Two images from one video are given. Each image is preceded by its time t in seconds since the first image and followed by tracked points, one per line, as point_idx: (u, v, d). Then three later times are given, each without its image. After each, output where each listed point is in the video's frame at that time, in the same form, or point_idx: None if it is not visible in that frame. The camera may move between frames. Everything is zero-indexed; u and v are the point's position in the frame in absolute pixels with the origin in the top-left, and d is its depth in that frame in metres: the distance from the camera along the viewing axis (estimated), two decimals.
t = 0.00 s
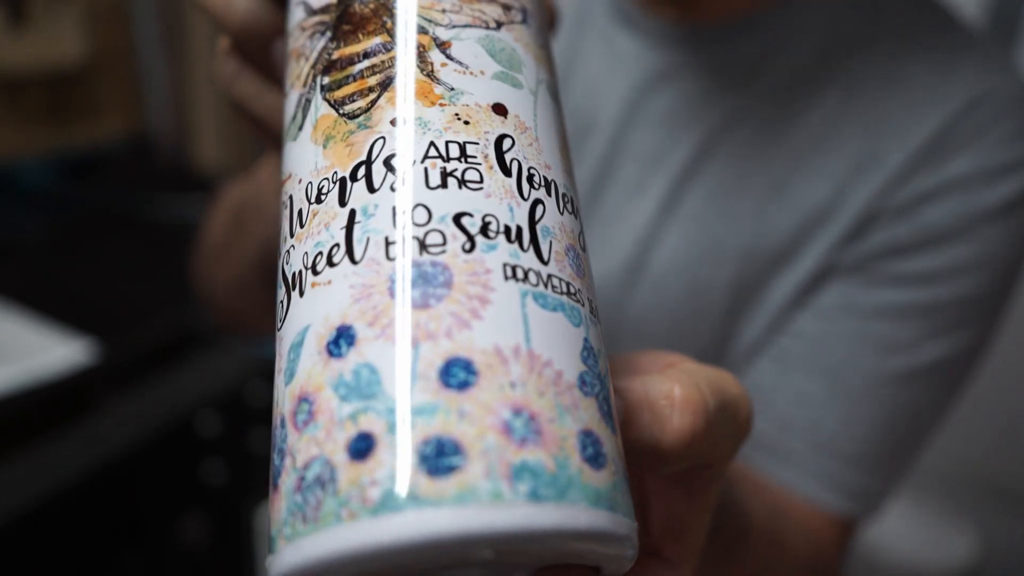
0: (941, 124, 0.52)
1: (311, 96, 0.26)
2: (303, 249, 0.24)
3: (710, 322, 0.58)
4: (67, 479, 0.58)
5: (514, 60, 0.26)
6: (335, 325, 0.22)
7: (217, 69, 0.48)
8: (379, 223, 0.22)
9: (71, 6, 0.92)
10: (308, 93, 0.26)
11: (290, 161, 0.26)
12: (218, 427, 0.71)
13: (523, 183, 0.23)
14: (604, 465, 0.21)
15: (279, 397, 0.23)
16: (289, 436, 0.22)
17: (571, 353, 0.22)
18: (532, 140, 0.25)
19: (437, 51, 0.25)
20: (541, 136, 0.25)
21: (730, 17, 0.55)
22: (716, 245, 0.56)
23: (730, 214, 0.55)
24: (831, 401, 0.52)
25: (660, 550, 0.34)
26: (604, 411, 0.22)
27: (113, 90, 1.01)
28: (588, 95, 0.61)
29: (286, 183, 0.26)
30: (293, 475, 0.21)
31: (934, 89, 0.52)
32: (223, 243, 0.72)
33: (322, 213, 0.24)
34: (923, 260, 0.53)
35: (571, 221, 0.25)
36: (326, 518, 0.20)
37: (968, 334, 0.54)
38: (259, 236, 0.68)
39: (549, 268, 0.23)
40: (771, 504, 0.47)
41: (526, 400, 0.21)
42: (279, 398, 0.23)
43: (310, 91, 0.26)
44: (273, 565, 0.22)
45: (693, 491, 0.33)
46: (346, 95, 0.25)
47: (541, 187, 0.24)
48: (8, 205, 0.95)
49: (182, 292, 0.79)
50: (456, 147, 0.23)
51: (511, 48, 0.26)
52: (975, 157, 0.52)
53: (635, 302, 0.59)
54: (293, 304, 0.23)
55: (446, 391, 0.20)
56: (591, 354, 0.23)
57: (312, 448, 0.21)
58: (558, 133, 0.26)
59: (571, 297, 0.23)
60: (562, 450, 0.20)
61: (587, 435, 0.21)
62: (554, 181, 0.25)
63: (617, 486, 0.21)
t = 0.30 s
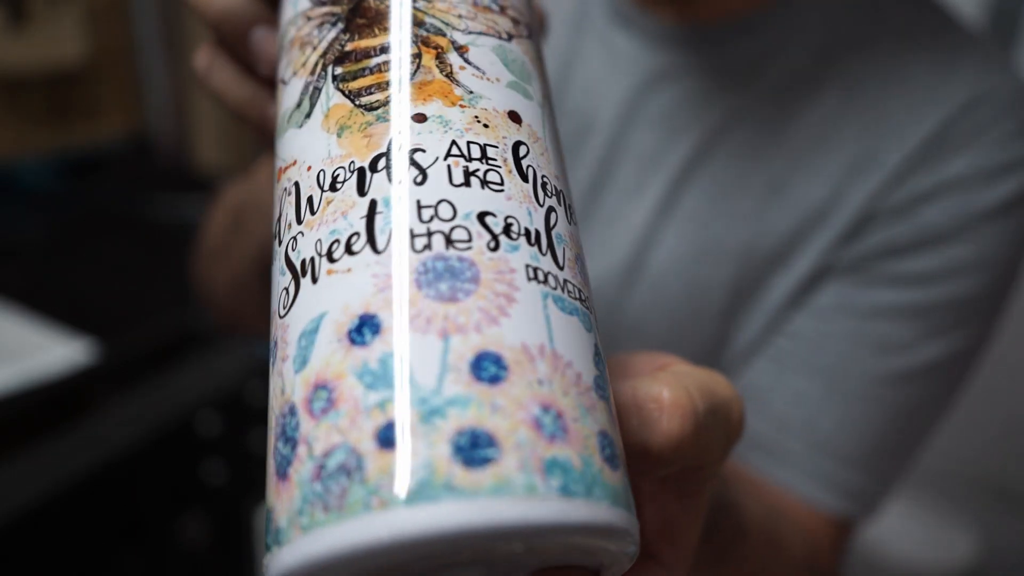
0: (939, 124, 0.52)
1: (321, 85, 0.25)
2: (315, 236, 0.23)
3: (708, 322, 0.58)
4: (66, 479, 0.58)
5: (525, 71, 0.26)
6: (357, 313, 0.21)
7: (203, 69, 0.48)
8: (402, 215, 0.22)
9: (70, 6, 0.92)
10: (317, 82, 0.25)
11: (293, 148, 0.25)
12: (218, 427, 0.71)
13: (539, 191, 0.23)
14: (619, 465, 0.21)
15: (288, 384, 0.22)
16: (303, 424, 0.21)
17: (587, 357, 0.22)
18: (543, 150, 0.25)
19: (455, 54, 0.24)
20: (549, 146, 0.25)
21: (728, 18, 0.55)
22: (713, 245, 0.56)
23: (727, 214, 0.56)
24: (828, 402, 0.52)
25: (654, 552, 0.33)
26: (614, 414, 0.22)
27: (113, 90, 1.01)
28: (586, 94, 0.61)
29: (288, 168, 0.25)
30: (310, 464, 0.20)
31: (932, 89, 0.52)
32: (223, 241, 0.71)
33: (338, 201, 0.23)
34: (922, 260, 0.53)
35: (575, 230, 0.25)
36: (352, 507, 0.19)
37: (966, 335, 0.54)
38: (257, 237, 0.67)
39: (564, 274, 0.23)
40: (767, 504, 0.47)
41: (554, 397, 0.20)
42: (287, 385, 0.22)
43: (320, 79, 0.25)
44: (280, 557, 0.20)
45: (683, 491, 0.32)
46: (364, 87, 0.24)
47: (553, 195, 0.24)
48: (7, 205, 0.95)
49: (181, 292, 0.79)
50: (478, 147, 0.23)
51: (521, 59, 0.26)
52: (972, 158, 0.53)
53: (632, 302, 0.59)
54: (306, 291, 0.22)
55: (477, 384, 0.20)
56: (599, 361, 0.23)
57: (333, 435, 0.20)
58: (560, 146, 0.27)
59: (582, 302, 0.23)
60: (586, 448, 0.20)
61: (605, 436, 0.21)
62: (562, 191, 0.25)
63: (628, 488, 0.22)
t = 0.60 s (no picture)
0: (936, 123, 0.52)
1: (331, 79, 0.24)
2: (324, 226, 0.22)
3: (705, 322, 0.58)
4: (67, 479, 0.60)
5: (528, 87, 0.26)
6: (372, 305, 0.21)
7: (195, 65, 0.47)
8: (418, 211, 0.22)
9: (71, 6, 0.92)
10: (325, 74, 0.24)
11: (296, 138, 0.24)
12: (218, 427, 0.72)
13: (544, 202, 0.24)
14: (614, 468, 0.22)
15: (292, 373, 0.21)
16: (311, 414, 0.20)
17: (588, 366, 0.22)
18: (544, 164, 0.25)
19: (467, 62, 0.24)
20: (548, 160, 0.26)
21: (727, 17, 0.55)
22: (711, 245, 0.56)
23: (725, 214, 0.56)
24: (825, 401, 0.52)
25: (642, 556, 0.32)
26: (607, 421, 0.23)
27: (112, 90, 1.01)
28: (586, 94, 0.61)
29: (290, 157, 0.24)
30: (320, 454, 0.20)
31: (929, 89, 0.52)
32: (221, 239, 0.70)
33: (349, 194, 0.22)
34: (919, 259, 0.53)
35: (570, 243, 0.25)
36: (368, 497, 0.19)
37: (963, 334, 0.54)
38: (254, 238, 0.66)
39: (567, 284, 0.23)
40: (763, 503, 0.47)
41: (563, 400, 0.21)
42: (291, 372, 0.21)
43: (329, 72, 0.24)
44: (283, 546, 0.20)
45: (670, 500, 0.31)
46: (378, 84, 0.24)
47: (554, 208, 0.24)
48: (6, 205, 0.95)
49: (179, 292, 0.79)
50: (490, 154, 0.23)
51: (524, 74, 0.26)
52: (968, 157, 0.53)
53: (629, 302, 0.59)
54: (314, 281, 0.22)
55: (494, 382, 0.20)
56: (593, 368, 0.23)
57: (346, 426, 0.20)
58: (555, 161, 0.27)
59: (579, 312, 0.23)
60: (590, 451, 0.21)
61: (604, 442, 0.22)
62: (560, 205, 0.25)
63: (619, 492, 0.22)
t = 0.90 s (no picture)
0: (934, 122, 0.52)
1: (347, 73, 0.24)
2: (346, 215, 0.22)
3: (704, 321, 0.58)
4: (67, 479, 0.60)
5: (529, 98, 0.27)
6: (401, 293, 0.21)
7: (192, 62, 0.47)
8: (443, 207, 0.22)
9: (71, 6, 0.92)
10: (340, 67, 0.24)
11: (311, 127, 0.24)
12: (218, 427, 0.72)
13: (551, 210, 0.24)
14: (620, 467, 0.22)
15: (314, 357, 0.21)
16: (339, 399, 0.20)
17: (593, 368, 0.23)
18: (546, 174, 0.26)
19: (481, 70, 0.25)
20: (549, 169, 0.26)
21: (726, 17, 0.55)
22: (710, 245, 0.56)
23: (724, 214, 0.56)
24: (824, 401, 0.52)
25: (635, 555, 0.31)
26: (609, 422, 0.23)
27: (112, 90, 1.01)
28: (586, 95, 0.61)
29: (304, 145, 0.24)
30: (350, 438, 0.19)
31: (927, 88, 0.52)
32: (221, 238, 0.70)
33: (372, 186, 0.22)
34: (918, 258, 0.53)
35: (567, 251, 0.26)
36: (404, 481, 0.18)
37: (962, 333, 0.54)
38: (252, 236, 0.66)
39: (574, 289, 0.23)
40: (762, 503, 0.47)
41: (581, 397, 0.21)
42: (313, 357, 0.21)
43: (345, 66, 0.24)
44: (306, 530, 0.19)
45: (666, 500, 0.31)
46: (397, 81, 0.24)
47: (557, 216, 0.25)
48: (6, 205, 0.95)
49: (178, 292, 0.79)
50: (506, 159, 0.23)
51: (525, 86, 0.27)
52: (968, 155, 0.52)
53: (629, 301, 0.59)
54: (338, 268, 0.21)
55: (522, 375, 0.20)
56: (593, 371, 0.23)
57: (378, 411, 0.19)
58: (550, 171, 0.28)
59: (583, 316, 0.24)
60: (604, 448, 0.21)
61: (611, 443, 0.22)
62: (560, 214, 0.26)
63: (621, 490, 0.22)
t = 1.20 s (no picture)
0: (933, 121, 0.52)
1: (365, 70, 0.24)
2: (367, 210, 0.22)
3: (704, 321, 0.58)
4: (67, 479, 0.60)
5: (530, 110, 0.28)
6: (427, 289, 0.21)
7: (193, 57, 0.47)
8: (465, 207, 0.22)
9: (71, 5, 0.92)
10: (357, 64, 0.24)
11: (326, 122, 0.24)
12: (218, 427, 0.72)
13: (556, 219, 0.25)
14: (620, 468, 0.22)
15: (336, 348, 0.20)
16: (364, 390, 0.20)
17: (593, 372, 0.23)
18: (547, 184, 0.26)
19: (493, 78, 0.26)
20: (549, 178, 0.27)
21: (725, 16, 0.55)
22: (710, 245, 0.56)
23: (723, 213, 0.56)
24: (823, 400, 0.52)
25: (633, 558, 0.31)
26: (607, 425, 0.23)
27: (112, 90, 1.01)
28: (586, 95, 0.61)
29: (320, 138, 0.24)
30: (378, 428, 0.19)
31: (926, 87, 0.53)
32: (222, 238, 0.70)
33: (392, 181, 0.22)
34: (917, 258, 0.53)
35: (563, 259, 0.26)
36: (435, 472, 0.18)
37: (962, 333, 0.54)
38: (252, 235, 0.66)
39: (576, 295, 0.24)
40: (761, 503, 0.47)
41: (591, 399, 0.21)
42: (335, 348, 0.20)
43: (362, 64, 0.24)
44: (331, 519, 0.19)
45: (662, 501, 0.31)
46: (416, 82, 0.24)
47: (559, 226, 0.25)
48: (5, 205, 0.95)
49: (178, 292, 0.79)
50: (519, 167, 0.24)
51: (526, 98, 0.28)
52: (967, 154, 0.52)
53: (628, 301, 0.59)
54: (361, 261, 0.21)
55: (543, 375, 0.20)
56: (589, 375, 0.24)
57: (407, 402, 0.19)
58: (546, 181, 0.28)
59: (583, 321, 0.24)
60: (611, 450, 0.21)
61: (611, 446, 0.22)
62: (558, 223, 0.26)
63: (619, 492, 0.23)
